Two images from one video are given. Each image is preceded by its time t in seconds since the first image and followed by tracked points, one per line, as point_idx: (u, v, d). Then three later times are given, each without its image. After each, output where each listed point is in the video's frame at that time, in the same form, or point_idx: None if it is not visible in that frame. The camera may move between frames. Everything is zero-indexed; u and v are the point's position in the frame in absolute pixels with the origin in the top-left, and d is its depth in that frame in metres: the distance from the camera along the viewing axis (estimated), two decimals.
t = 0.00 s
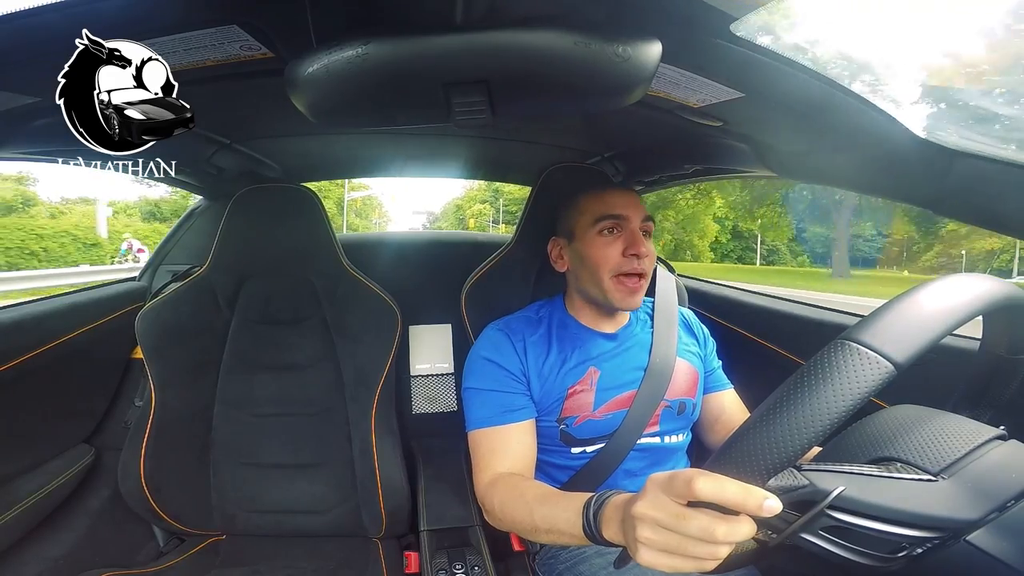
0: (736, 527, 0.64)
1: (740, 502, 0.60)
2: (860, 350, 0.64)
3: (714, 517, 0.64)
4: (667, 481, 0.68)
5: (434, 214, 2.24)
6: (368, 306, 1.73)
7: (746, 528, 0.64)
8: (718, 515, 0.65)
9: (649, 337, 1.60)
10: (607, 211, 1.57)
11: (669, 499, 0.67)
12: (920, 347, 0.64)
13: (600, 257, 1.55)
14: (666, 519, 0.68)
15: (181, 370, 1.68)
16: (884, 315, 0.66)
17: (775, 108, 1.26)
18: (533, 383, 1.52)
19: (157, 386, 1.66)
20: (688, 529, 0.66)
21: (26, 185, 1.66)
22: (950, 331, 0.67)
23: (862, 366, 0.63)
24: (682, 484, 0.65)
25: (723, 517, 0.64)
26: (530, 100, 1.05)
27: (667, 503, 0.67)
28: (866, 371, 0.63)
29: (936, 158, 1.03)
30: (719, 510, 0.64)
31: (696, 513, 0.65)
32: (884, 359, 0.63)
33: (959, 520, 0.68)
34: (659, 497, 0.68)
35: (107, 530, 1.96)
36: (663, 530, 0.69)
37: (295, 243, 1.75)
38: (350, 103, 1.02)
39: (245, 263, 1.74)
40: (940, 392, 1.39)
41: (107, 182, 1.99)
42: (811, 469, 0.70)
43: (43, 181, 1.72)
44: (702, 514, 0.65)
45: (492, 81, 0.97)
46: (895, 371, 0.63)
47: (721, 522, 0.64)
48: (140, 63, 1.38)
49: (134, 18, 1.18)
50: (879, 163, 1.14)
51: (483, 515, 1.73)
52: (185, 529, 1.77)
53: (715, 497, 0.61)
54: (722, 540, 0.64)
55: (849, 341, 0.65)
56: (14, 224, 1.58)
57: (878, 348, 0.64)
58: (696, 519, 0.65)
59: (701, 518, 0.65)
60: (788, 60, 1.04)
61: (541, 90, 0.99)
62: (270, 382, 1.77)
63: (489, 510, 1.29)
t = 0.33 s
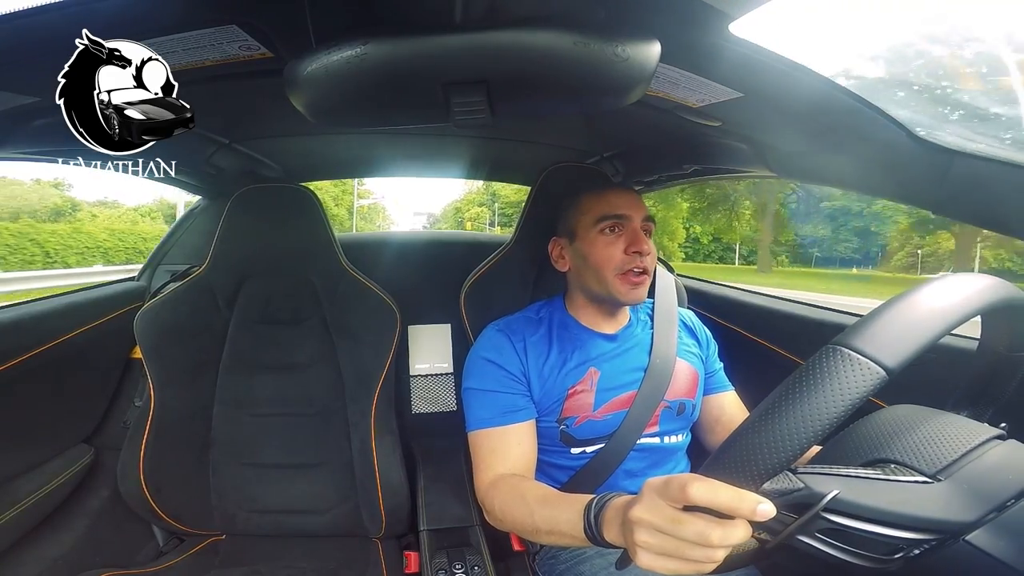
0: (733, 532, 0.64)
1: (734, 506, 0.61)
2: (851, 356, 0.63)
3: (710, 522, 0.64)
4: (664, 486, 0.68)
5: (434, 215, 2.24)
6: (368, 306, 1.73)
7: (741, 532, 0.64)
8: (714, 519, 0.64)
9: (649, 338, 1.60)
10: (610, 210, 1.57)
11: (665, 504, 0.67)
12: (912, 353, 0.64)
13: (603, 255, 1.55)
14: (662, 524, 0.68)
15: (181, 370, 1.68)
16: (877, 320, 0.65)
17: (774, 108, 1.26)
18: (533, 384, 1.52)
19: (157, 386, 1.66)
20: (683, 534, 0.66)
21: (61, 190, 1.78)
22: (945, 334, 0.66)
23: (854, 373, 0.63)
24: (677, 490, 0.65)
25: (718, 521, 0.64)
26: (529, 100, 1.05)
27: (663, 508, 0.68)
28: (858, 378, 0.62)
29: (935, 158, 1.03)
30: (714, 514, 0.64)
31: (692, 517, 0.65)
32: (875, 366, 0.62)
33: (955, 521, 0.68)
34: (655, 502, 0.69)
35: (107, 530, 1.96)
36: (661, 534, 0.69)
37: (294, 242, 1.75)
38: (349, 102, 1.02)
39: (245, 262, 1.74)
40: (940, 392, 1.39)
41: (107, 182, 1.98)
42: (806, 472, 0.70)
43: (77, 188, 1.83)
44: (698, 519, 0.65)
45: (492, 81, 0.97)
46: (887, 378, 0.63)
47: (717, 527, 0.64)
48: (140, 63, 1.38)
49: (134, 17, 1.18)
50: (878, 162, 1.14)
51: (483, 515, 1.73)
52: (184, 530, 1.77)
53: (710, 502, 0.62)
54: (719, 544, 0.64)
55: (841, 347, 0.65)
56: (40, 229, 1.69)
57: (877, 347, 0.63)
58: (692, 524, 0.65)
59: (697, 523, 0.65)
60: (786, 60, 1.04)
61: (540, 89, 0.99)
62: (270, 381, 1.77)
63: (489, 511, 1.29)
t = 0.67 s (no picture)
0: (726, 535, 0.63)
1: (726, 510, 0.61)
2: (847, 361, 0.63)
3: (706, 525, 0.64)
4: (662, 490, 0.68)
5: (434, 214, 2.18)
6: (368, 305, 1.73)
7: (738, 535, 0.63)
8: (711, 522, 0.64)
9: (649, 338, 1.60)
10: (603, 208, 1.58)
11: (663, 508, 0.68)
12: (908, 356, 0.63)
13: (598, 251, 1.55)
14: (660, 526, 0.68)
15: (181, 370, 1.68)
16: (874, 323, 0.65)
17: (774, 109, 1.26)
18: (534, 385, 1.52)
19: (158, 386, 1.66)
20: (680, 537, 0.66)
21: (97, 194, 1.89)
22: (943, 337, 0.66)
23: (849, 377, 0.63)
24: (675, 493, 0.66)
25: (715, 524, 0.64)
26: (530, 100, 1.05)
27: (660, 510, 0.68)
28: (853, 382, 0.62)
29: (936, 158, 1.03)
30: (711, 518, 0.64)
31: (689, 520, 0.65)
32: (870, 370, 0.62)
33: (953, 523, 0.67)
34: (653, 506, 0.69)
35: (107, 530, 1.96)
36: (659, 537, 0.69)
37: (294, 242, 1.75)
38: (349, 102, 1.02)
39: (245, 262, 1.74)
40: (940, 393, 1.39)
41: (108, 180, 1.98)
42: (804, 475, 0.70)
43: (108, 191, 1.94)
44: (695, 522, 0.65)
45: (492, 81, 0.97)
46: (882, 382, 0.62)
47: (713, 530, 0.64)
48: (140, 63, 1.38)
49: (135, 17, 1.18)
50: (878, 162, 1.14)
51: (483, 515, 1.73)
52: (184, 529, 1.77)
53: (705, 505, 0.62)
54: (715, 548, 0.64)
55: (837, 351, 0.65)
56: (70, 226, 1.80)
57: (877, 346, 0.63)
58: (689, 527, 0.65)
59: (693, 526, 0.65)
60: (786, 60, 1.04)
61: (541, 89, 0.99)
62: (271, 381, 1.77)
63: (489, 513, 1.30)
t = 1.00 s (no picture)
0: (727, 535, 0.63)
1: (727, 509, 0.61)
2: (844, 363, 0.63)
3: (706, 526, 0.64)
4: (660, 493, 0.68)
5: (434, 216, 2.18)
6: (368, 305, 1.73)
7: (736, 535, 0.63)
8: (710, 523, 0.64)
9: (649, 339, 1.60)
10: (594, 208, 1.58)
11: (662, 510, 0.67)
12: (905, 359, 0.63)
13: (589, 251, 1.56)
14: (659, 527, 0.68)
15: (181, 370, 1.68)
16: (871, 326, 0.65)
17: (774, 109, 1.26)
18: (533, 385, 1.52)
19: (157, 385, 1.66)
20: (679, 538, 0.66)
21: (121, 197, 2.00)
22: (941, 338, 0.66)
23: (846, 378, 0.63)
24: (673, 496, 0.66)
25: (712, 525, 0.64)
26: (530, 100, 1.05)
27: (659, 512, 0.68)
28: (849, 384, 0.62)
29: (936, 157, 1.03)
30: (709, 519, 0.64)
31: (689, 521, 0.65)
32: (867, 371, 0.62)
33: (952, 524, 0.67)
34: (651, 508, 0.69)
35: (107, 530, 1.96)
36: (658, 539, 0.69)
37: (294, 241, 1.75)
38: (350, 102, 1.02)
39: (245, 262, 1.74)
40: (940, 393, 1.39)
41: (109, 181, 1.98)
42: (802, 475, 0.70)
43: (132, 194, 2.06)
44: (693, 524, 0.65)
45: (492, 81, 0.97)
46: (879, 384, 0.62)
47: (712, 531, 0.63)
48: (140, 63, 1.38)
49: (135, 17, 1.18)
50: (879, 163, 1.14)
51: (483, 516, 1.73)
52: (184, 529, 1.77)
53: (704, 508, 0.62)
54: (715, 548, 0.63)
55: (834, 353, 0.65)
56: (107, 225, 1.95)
57: (876, 347, 0.63)
58: (688, 528, 0.65)
59: (692, 528, 0.65)
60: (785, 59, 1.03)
61: (541, 89, 0.99)
62: (270, 381, 1.77)
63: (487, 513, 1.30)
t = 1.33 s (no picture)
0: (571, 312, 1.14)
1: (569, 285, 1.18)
2: (845, 363, 0.63)
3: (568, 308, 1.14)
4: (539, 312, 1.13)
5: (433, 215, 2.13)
6: (368, 305, 1.73)
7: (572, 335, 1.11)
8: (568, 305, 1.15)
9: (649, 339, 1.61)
10: (595, 210, 1.57)
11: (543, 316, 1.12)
12: (905, 359, 0.63)
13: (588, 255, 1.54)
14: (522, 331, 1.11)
15: (181, 370, 1.68)
16: (872, 325, 0.65)
17: (774, 109, 1.26)
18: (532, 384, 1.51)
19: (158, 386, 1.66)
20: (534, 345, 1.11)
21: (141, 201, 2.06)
22: (942, 338, 0.66)
23: (846, 378, 0.63)
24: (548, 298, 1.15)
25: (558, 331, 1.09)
26: (529, 100, 1.05)
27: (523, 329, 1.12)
28: (850, 384, 0.62)
29: (935, 157, 1.03)
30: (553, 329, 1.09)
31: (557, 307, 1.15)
32: (867, 371, 0.62)
33: (953, 524, 0.67)
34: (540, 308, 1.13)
35: (107, 531, 1.96)
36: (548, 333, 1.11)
37: (294, 241, 1.75)
38: (350, 102, 1.02)
39: (245, 262, 1.74)
40: (940, 393, 1.39)
41: (108, 180, 1.96)
42: (803, 475, 0.71)
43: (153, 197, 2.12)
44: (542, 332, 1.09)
45: (492, 81, 0.97)
46: (880, 383, 0.62)
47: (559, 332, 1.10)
48: (140, 63, 1.38)
49: (135, 17, 1.18)
50: (879, 163, 1.14)
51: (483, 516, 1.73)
52: (184, 529, 1.77)
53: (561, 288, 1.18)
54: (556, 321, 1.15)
55: (836, 353, 0.65)
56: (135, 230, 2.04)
57: (877, 347, 0.63)
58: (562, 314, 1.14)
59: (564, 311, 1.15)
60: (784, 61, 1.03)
61: (541, 89, 0.99)
62: (270, 381, 1.77)
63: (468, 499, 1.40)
